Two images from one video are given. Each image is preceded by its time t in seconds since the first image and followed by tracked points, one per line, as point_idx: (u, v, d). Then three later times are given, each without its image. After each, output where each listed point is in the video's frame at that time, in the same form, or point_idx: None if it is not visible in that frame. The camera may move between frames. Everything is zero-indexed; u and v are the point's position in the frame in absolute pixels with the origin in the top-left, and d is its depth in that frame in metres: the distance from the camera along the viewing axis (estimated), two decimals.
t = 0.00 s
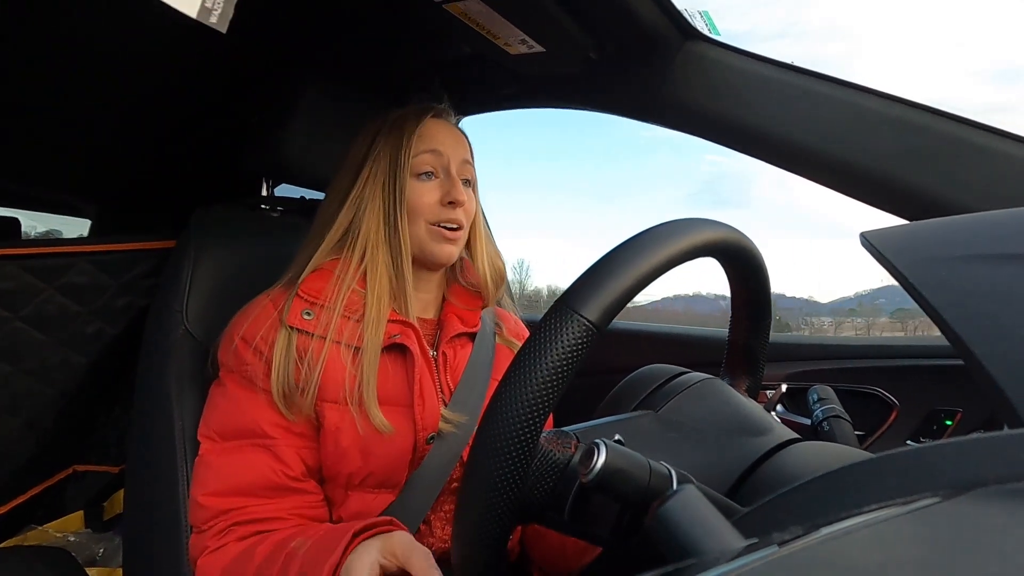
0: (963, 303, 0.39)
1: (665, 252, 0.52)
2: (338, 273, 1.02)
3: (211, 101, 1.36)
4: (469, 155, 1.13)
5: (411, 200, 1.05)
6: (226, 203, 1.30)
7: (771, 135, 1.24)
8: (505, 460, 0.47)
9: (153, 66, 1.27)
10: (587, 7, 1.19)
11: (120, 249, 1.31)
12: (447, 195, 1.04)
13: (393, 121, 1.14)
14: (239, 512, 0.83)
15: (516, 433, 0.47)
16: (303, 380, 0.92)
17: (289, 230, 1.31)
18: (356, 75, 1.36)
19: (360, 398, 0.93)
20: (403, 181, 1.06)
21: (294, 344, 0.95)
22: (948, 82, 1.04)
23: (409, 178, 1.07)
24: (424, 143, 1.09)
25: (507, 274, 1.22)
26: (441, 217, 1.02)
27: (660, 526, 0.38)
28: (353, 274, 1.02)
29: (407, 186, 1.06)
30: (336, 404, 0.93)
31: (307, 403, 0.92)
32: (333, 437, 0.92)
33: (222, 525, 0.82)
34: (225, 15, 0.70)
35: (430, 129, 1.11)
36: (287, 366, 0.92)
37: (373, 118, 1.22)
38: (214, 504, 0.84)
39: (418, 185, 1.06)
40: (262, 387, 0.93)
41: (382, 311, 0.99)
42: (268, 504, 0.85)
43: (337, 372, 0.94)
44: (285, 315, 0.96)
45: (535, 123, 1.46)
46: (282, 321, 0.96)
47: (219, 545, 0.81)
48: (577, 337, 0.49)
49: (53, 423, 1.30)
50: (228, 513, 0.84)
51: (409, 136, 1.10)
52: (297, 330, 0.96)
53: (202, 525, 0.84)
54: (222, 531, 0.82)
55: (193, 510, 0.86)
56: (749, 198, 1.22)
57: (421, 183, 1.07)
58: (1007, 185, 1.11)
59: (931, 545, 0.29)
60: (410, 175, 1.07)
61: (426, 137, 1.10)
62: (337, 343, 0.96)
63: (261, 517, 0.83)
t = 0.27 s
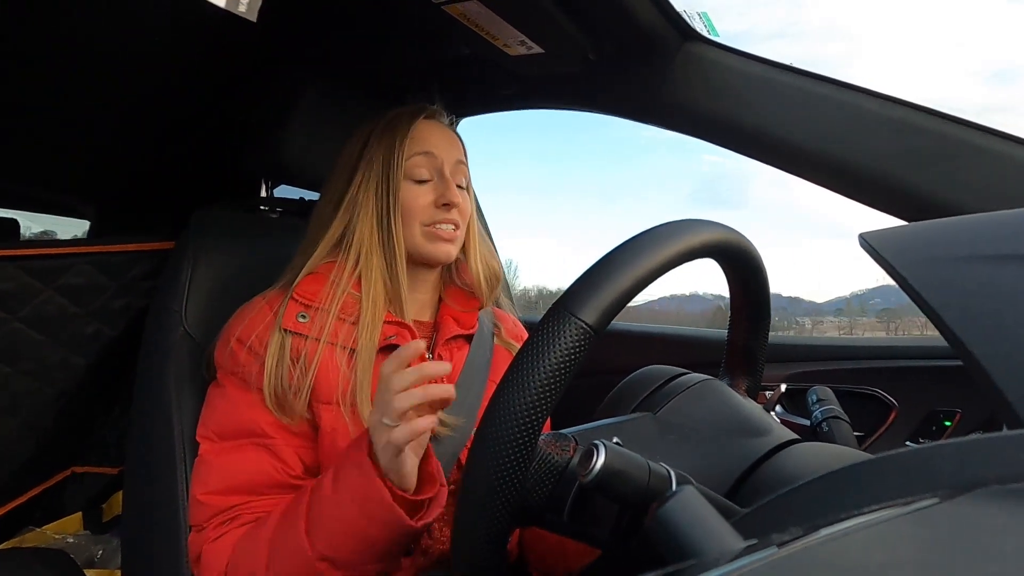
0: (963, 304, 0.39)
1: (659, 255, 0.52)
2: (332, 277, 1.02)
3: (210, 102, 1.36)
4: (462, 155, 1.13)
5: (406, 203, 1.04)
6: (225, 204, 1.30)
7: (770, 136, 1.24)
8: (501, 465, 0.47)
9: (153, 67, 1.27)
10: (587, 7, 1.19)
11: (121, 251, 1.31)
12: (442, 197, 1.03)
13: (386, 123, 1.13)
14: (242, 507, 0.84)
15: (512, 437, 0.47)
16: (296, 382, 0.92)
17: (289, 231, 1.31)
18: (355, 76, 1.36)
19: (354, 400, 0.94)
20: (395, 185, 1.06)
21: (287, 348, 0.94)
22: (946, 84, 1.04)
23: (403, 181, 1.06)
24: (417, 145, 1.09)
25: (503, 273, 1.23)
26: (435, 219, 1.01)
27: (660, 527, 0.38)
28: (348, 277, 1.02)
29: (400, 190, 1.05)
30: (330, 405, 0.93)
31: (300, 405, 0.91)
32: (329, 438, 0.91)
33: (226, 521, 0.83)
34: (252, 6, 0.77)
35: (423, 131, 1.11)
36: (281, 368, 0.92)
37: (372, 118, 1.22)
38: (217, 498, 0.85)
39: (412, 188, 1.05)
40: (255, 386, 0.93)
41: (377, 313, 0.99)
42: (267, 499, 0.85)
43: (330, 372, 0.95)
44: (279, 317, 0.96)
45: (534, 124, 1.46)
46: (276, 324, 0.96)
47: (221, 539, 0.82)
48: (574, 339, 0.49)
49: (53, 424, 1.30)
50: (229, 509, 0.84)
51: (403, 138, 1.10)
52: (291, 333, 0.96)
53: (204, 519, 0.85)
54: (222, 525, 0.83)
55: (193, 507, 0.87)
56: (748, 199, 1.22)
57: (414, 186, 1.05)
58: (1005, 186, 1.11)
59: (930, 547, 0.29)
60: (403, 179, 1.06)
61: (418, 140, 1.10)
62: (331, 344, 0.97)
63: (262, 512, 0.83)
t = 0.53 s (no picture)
0: (962, 299, 0.39)
1: (655, 248, 0.52)
2: (334, 270, 1.02)
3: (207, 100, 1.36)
4: (461, 146, 1.13)
5: (404, 193, 1.05)
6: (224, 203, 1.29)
7: (769, 131, 1.24)
8: (505, 458, 0.47)
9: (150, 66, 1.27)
10: (587, 4, 1.19)
11: (120, 250, 1.31)
12: (439, 185, 1.04)
13: (382, 121, 1.13)
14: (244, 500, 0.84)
15: (514, 432, 0.47)
16: (302, 376, 0.93)
17: (287, 229, 1.31)
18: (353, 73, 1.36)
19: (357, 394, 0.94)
20: (394, 176, 1.06)
21: (289, 341, 0.94)
22: (944, 79, 1.04)
23: (401, 170, 1.06)
24: (415, 137, 1.09)
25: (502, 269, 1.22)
26: (434, 206, 1.02)
27: (660, 521, 0.38)
28: (349, 270, 1.02)
29: (400, 180, 1.06)
30: (334, 398, 0.94)
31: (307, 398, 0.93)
32: (332, 430, 0.92)
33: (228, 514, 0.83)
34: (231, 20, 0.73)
35: (423, 126, 1.11)
36: (284, 361, 0.92)
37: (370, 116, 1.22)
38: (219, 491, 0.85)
39: (411, 177, 1.06)
40: (260, 380, 0.93)
41: (379, 306, 0.99)
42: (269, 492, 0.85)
43: (335, 365, 0.95)
44: (282, 311, 0.96)
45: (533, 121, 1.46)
46: (279, 317, 0.96)
47: (224, 532, 0.82)
48: (575, 334, 0.49)
49: (53, 423, 1.30)
50: (230, 502, 0.84)
51: (400, 132, 1.09)
52: (295, 326, 0.95)
53: (207, 513, 0.85)
54: (225, 518, 0.83)
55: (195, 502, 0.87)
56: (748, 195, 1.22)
57: (413, 176, 1.06)
58: (1003, 180, 1.11)
59: (928, 537, 0.29)
60: (402, 168, 1.07)
61: (416, 133, 1.10)
62: (334, 337, 0.96)
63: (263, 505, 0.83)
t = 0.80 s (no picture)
0: (960, 299, 0.39)
1: (657, 256, 0.52)
2: (332, 277, 1.02)
3: (207, 103, 1.36)
4: (465, 158, 1.12)
5: (404, 204, 1.04)
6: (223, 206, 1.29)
7: (768, 134, 1.24)
8: (502, 465, 0.47)
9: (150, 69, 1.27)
10: (586, 7, 1.19)
11: (122, 253, 1.31)
12: (439, 201, 1.03)
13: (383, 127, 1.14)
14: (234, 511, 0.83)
15: (512, 438, 0.47)
16: (294, 382, 0.93)
17: (287, 232, 1.31)
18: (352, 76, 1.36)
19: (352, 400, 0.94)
20: (395, 186, 1.06)
21: (285, 348, 0.95)
22: (943, 81, 1.05)
23: (401, 183, 1.06)
24: (417, 148, 1.08)
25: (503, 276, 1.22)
26: (433, 223, 1.01)
27: (661, 524, 0.38)
28: (347, 278, 1.02)
29: (399, 192, 1.05)
30: (329, 405, 0.94)
31: (298, 403, 0.93)
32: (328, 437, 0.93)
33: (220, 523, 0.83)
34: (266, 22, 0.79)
35: (425, 133, 1.10)
36: (278, 368, 0.93)
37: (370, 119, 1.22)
38: (211, 500, 0.85)
39: (411, 190, 1.05)
40: (252, 387, 0.93)
41: (376, 311, 0.99)
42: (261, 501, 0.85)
43: (329, 372, 0.95)
44: (277, 318, 0.96)
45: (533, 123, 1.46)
46: (274, 324, 0.97)
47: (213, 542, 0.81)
48: (574, 337, 0.49)
49: (52, 427, 1.30)
50: (221, 512, 0.84)
51: (401, 141, 1.09)
52: (289, 333, 0.96)
53: (198, 521, 0.84)
54: (214, 528, 0.83)
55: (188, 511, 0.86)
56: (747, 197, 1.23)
57: (413, 188, 1.06)
58: (1002, 181, 1.11)
59: (929, 539, 0.29)
60: (402, 179, 1.06)
61: (419, 142, 1.09)
62: (330, 344, 0.97)
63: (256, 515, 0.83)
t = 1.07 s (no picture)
0: (958, 295, 0.39)
1: (656, 248, 0.52)
2: (331, 268, 1.02)
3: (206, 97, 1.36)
4: (461, 150, 1.13)
5: (403, 195, 1.05)
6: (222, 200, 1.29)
7: (768, 128, 1.24)
8: (501, 458, 0.47)
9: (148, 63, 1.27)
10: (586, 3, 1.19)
11: (114, 248, 1.30)
12: (437, 190, 1.04)
13: (382, 120, 1.14)
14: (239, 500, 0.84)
15: (511, 432, 0.47)
16: (297, 373, 0.93)
17: (286, 226, 1.31)
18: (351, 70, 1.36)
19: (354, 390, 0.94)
20: (394, 176, 1.06)
21: (286, 338, 0.94)
22: (944, 76, 1.04)
23: (400, 172, 1.07)
24: (415, 138, 1.09)
25: (501, 270, 1.23)
26: (433, 212, 1.02)
27: (659, 518, 0.38)
28: (347, 267, 1.02)
29: (399, 181, 1.06)
30: (331, 396, 0.94)
31: (303, 393, 0.92)
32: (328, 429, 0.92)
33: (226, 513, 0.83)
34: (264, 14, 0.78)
35: (422, 125, 1.11)
36: (280, 357, 0.93)
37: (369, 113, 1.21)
38: (217, 487, 0.85)
39: (409, 180, 1.06)
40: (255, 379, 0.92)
41: (376, 302, 0.99)
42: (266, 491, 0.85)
43: (332, 363, 0.95)
44: (279, 308, 0.96)
45: (533, 119, 1.46)
46: (275, 315, 0.96)
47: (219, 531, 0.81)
48: (575, 329, 0.49)
49: (51, 422, 1.30)
50: (227, 501, 0.84)
51: (400, 131, 1.10)
52: (291, 323, 0.96)
53: (202, 509, 0.85)
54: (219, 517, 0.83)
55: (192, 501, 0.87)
56: (747, 195, 1.22)
57: (411, 177, 1.06)
58: (1002, 178, 1.11)
59: (925, 534, 0.29)
60: (401, 169, 1.07)
61: (417, 133, 1.10)
62: (331, 335, 0.97)
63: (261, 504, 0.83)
